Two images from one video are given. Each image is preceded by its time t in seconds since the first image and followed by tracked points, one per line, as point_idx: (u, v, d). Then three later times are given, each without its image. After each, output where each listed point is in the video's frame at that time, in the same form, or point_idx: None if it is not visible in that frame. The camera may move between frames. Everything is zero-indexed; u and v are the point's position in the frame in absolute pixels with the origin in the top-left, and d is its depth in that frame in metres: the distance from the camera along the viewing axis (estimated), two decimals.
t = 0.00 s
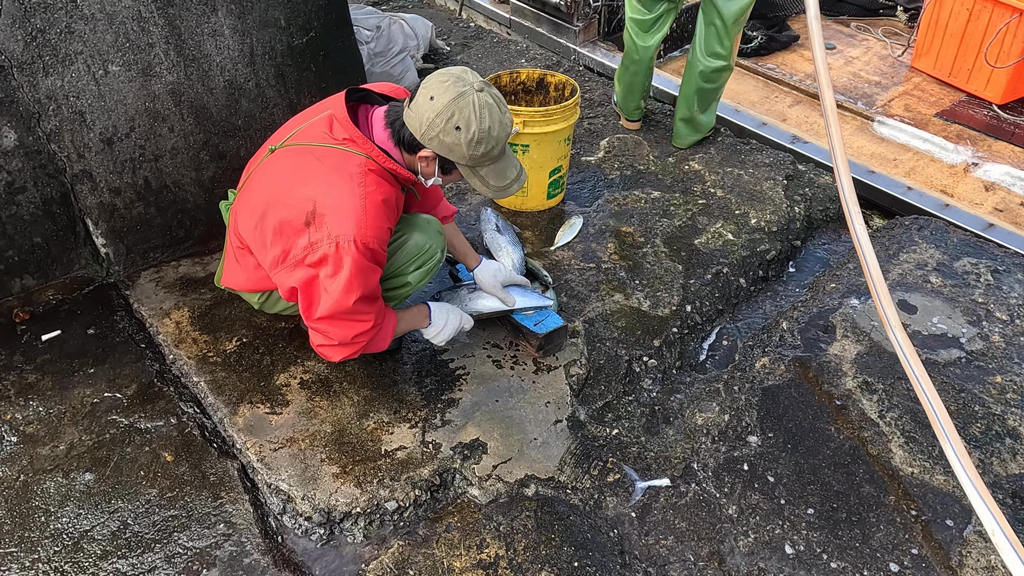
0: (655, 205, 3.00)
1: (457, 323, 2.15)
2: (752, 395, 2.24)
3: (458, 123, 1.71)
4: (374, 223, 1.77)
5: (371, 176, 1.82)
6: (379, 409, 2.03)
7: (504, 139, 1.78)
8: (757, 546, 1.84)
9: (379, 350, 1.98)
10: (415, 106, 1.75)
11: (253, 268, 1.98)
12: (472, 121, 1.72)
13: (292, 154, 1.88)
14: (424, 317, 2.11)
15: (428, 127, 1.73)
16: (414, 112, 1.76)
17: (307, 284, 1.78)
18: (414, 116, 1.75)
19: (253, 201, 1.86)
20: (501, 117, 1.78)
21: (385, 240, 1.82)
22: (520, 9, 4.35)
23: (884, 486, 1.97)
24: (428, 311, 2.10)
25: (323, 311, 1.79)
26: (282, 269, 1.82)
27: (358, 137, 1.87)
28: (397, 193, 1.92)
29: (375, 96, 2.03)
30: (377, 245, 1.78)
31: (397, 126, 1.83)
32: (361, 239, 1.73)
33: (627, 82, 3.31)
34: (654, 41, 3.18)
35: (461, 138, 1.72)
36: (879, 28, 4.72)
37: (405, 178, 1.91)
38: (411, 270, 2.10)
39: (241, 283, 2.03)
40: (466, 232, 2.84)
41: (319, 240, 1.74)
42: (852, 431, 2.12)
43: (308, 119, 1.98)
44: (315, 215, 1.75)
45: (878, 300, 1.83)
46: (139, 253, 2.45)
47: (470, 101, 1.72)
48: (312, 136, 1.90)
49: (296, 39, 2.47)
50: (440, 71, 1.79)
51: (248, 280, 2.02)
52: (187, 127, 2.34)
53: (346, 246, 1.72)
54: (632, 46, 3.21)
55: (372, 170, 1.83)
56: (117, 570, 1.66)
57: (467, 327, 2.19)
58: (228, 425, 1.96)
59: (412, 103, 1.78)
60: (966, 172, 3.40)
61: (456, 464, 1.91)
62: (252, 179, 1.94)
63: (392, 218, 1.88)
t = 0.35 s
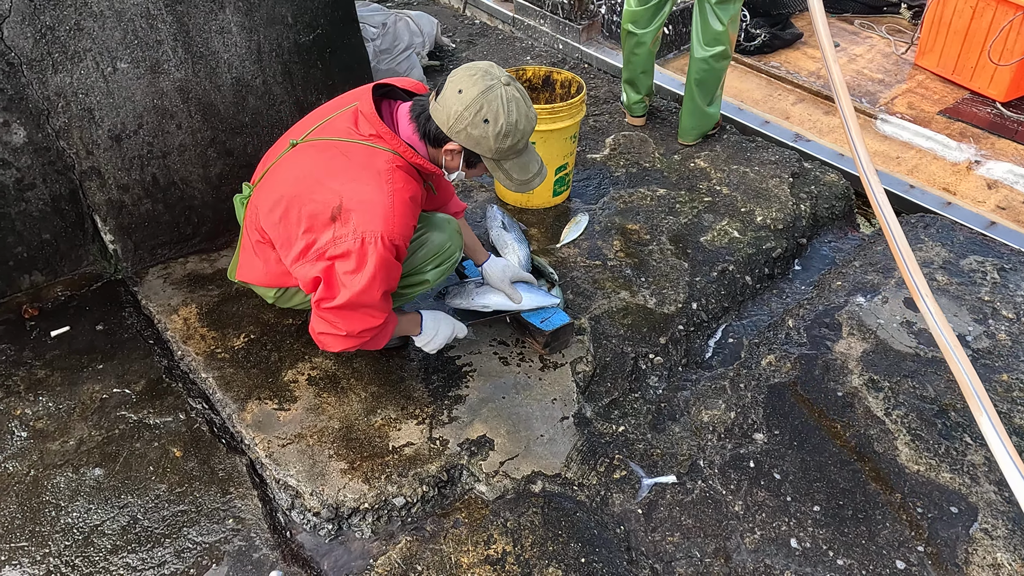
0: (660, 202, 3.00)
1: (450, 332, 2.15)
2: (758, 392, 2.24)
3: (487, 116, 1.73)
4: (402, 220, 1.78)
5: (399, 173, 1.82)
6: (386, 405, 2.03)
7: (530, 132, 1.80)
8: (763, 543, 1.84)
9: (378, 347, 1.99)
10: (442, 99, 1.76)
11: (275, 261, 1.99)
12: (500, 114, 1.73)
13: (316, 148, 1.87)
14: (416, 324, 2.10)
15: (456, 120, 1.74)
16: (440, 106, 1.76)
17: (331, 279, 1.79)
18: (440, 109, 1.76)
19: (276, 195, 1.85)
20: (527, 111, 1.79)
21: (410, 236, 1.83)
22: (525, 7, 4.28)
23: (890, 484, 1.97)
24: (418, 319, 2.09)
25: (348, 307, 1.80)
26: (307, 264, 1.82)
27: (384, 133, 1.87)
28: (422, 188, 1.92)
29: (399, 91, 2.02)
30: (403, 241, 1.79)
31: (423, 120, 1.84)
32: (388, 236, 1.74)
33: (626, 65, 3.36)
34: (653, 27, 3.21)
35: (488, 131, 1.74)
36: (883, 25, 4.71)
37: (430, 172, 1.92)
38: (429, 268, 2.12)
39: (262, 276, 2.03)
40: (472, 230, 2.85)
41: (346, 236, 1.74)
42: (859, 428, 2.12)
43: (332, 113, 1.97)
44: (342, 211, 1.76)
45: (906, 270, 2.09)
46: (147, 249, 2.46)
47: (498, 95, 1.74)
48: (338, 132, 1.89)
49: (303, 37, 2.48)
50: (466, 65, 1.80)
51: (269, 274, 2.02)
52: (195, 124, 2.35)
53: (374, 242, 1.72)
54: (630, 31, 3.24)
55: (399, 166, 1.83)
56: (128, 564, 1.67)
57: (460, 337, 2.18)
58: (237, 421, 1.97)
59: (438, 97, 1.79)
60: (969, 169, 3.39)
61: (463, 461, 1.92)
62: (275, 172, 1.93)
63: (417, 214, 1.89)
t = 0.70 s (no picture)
0: (666, 202, 3.00)
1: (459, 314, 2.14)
2: (764, 392, 2.25)
3: (444, 105, 1.71)
4: (359, 213, 1.79)
5: (359, 167, 1.82)
6: (394, 403, 2.05)
7: (492, 119, 1.76)
8: (767, 542, 1.85)
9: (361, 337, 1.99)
10: (402, 91, 1.76)
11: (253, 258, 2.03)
12: (458, 102, 1.71)
13: (287, 145, 1.91)
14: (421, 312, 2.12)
15: (415, 111, 1.73)
16: (401, 99, 1.76)
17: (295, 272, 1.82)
18: (401, 102, 1.75)
19: (252, 192, 1.91)
20: (489, 97, 1.76)
21: (371, 230, 1.83)
22: (530, 8, 4.32)
23: (895, 483, 1.98)
24: (423, 305, 2.12)
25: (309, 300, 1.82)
26: (275, 257, 1.86)
27: (349, 127, 1.88)
28: (389, 183, 1.92)
29: (370, 87, 2.03)
30: (360, 235, 1.80)
31: (387, 115, 1.83)
32: (344, 229, 1.75)
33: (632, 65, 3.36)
34: (658, 28, 3.20)
35: (448, 120, 1.72)
36: (889, 26, 4.70)
37: (397, 167, 1.91)
38: (410, 253, 2.11)
39: (244, 272, 2.08)
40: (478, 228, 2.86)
41: (307, 229, 1.77)
42: (863, 429, 2.13)
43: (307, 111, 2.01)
44: (303, 204, 1.78)
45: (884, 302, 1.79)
46: (156, 247, 2.47)
47: (455, 83, 1.71)
48: (309, 128, 1.92)
49: (311, 36, 2.49)
50: (426, 56, 1.79)
51: (252, 272, 2.05)
52: (203, 123, 2.37)
53: (329, 234, 1.74)
54: (636, 32, 3.24)
55: (361, 160, 1.83)
56: (138, 559, 1.68)
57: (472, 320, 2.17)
58: (245, 418, 1.98)
59: (399, 90, 1.79)
60: (973, 170, 3.39)
61: (470, 458, 1.93)
62: (256, 171, 1.98)
63: (382, 208, 1.89)
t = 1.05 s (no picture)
0: (668, 203, 3.02)
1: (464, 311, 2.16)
2: (766, 392, 2.26)
3: (443, 96, 1.72)
4: (355, 206, 1.80)
5: (353, 161, 1.84)
6: (397, 402, 2.06)
7: (489, 108, 1.78)
8: (769, 541, 1.86)
9: (374, 335, 2.00)
10: (398, 86, 1.77)
11: (253, 261, 2.04)
12: (456, 93, 1.72)
13: (281, 145, 1.93)
14: (429, 305, 2.14)
15: (414, 105, 1.74)
16: (398, 93, 1.77)
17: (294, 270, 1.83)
18: (399, 96, 1.77)
19: (250, 195, 1.93)
20: (485, 88, 1.78)
21: (367, 223, 1.84)
22: (532, 12, 4.34)
23: (897, 484, 1.98)
24: (430, 300, 2.13)
25: (311, 296, 1.82)
26: (275, 256, 1.87)
27: (342, 123, 1.90)
28: (384, 178, 1.93)
29: (364, 87, 2.05)
30: (357, 228, 1.81)
31: (384, 111, 1.84)
32: (340, 222, 1.77)
33: (635, 67, 3.37)
34: (663, 31, 3.22)
35: (447, 111, 1.73)
36: (891, 30, 4.72)
37: (392, 163, 1.92)
38: (406, 253, 2.12)
39: (244, 276, 2.09)
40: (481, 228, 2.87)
41: (304, 225, 1.78)
42: (865, 429, 2.14)
43: (301, 113, 2.03)
44: (299, 200, 1.80)
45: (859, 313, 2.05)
46: (161, 247, 2.49)
47: (451, 74, 1.73)
48: (302, 128, 1.94)
49: (316, 38, 2.51)
50: (421, 50, 1.80)
51: (251, 276, 2.07)
52: (209, 124, 2.39)
53: (326, 228, 1.75)
54: (641, 33, 3.25)
55: (354, 155, 1.85)
56: (143, 556, 1.70)
57: (480, 317, 2.20)
58: (250, 417, 2.00)
59: (395, 84, 1.80)
60: (973, 175, 3.40)
61: (473, 457, 1.94)
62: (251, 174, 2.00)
63: (377, 203, 1.90)
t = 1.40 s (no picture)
0: (669, 208, 3.03)
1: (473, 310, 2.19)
2: (764, 395, 2.27)
3: (450, 96, 1.75)
4: (361, 205, 1.82)
5: (358, 161, 1.86)
6: (397, 403, 2.08)
7: (494, 109, 1.82)
8: (766, 543, 1.87)
9: (389, 336, 2.01)
10: (405, 87, 1.79)
11: (260, 264, 2.06)
12: (463, 93, 1.76)
13: (287, 149, 1.96)
14: (436, 305, 2.15)
15: (421, 105, 1.76)
16: (404, 93, 1.79)
17: (302, 272, 1.84)
18: (405, 96, 1.79)
19: (256, 199, 1.95)
20: (490, 89, 1.82)
21: (374, 223, 1.86)
22: (535, 19, 4.39)
23: (894, 486, 1.99)
24: (438, 299, 2.14)
25: (321, 297, 1.83)
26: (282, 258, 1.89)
27: (347, 125, 1.93)
28: (389, 179, 1.96)
29: (368, 91, 2.09)
30: (365, 227, 1.83)
31: (390, 112, 1.86)
32: (347, 220, 1.79)
33: (637, 73, 3.39)
34: (666, 37, 3.26)
35: (454, 111, 1.76)
36: (892, 39, 4.75)
37: (396, 163, 1.95)
38: (408, 259, 2.15)
39: (252, 280, 2.10)
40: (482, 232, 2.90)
41: (311, 226, 1.80)
42: (863, 432, 2.15)
43: (305, 118, 2.06)
44: (306, 201, 1.82)
45: (894, 311, 1.95)
46: (165, 249, 2.52)
47: (458, 75, 1.76)
48: (308, 131, 1.98)
49: (319, 43, 2.54)
50: (425, 52, 1.83)
51: (258, 278, 2.09)
52: (213, 128, 2.42)
53: (333, 227, 1.77)
54: (643, 40, 3.28)
55: (359, 155, 1.88)
56: (145, 554, 1.71)
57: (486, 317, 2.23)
58: (252, 417, 2.02)
59: (401, 85, 1.82)
60: (973, 183, 3.41)
61: (472, 458, 1.96)
62: (259, 178, 2.03)
63: (383, 203, 1.92)
